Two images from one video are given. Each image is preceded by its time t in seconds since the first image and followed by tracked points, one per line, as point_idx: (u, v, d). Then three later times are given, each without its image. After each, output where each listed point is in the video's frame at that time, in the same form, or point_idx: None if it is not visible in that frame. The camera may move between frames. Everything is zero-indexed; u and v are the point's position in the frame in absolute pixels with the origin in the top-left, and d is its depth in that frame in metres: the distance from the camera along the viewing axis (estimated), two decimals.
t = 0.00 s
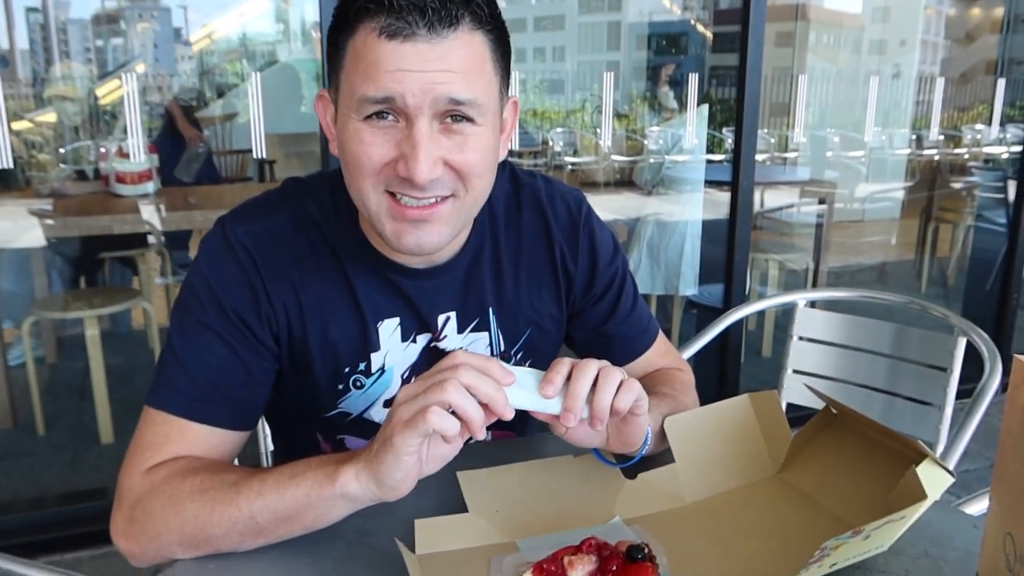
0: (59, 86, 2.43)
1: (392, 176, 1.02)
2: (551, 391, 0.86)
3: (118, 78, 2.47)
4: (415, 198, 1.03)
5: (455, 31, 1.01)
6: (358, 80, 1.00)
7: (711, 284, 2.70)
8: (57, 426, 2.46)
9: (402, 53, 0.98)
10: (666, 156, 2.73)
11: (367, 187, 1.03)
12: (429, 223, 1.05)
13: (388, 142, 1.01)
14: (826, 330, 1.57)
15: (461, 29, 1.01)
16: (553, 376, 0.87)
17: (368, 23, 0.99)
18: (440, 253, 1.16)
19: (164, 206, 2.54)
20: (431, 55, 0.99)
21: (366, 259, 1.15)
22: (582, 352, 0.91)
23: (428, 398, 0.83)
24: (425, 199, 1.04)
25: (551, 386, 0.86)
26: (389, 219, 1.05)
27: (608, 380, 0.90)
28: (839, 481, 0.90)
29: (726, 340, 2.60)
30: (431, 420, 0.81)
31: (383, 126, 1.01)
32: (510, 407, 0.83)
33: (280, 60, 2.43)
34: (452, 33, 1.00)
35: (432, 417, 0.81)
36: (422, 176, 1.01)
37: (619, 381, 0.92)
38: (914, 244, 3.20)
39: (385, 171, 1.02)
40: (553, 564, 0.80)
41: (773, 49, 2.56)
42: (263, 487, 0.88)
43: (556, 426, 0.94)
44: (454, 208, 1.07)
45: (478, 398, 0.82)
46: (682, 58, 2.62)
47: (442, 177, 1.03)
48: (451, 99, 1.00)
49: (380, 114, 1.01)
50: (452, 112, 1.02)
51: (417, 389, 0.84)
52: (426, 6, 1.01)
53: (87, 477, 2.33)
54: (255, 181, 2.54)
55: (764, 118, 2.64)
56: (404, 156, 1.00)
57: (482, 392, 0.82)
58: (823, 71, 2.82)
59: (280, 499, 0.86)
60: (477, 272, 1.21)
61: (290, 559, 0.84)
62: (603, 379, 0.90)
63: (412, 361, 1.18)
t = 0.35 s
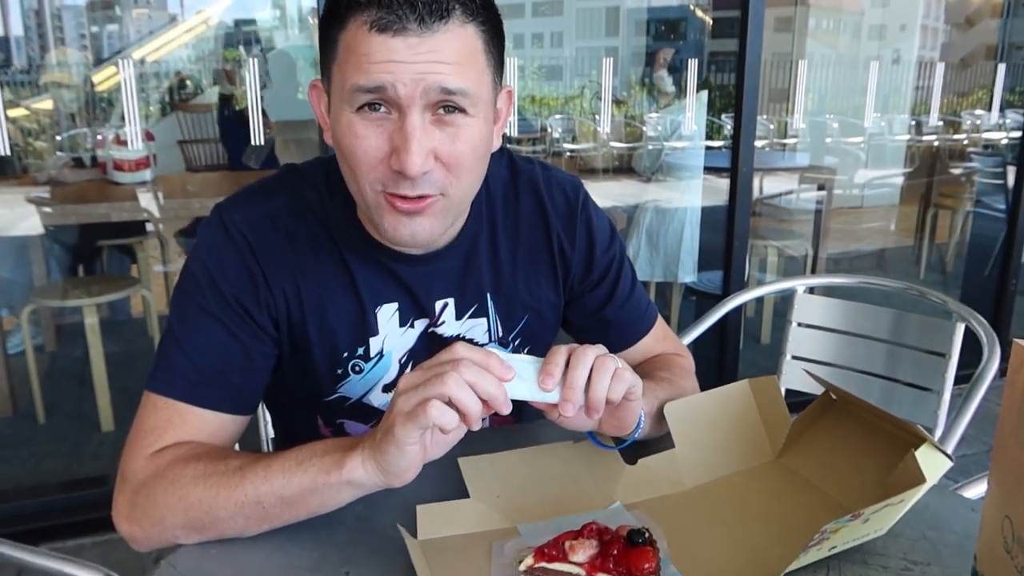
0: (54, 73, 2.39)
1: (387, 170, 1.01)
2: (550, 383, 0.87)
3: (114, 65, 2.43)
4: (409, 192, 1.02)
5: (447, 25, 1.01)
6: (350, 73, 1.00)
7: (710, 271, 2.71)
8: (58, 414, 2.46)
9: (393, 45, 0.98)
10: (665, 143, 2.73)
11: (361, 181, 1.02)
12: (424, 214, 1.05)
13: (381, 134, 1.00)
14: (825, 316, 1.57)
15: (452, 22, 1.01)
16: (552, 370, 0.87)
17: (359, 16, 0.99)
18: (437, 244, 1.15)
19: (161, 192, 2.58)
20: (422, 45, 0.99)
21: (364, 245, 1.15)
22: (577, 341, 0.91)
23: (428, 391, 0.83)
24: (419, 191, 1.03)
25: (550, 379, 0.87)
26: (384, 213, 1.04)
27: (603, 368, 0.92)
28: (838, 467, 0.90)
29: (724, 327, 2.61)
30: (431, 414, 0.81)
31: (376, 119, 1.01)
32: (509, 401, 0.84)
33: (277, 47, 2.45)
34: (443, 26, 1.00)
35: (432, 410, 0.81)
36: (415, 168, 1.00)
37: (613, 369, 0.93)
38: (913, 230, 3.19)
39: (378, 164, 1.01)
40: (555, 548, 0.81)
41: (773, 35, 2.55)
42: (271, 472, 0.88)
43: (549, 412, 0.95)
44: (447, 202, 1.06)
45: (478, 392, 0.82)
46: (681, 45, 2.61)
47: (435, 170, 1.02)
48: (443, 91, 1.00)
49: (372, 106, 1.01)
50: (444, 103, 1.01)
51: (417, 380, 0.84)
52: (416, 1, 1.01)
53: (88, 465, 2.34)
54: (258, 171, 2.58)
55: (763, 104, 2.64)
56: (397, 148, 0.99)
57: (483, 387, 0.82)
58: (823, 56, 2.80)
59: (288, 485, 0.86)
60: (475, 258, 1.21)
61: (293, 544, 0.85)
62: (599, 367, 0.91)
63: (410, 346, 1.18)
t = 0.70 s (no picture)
0: (53, 70, 2.37)
1: (388, 166, 1.02)
2: (549, 378, 0.88)
3: (114, 62, 2.42)
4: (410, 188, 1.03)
5: (447, 22, 1.01)
6: (351, 70, 1.00)
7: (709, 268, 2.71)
8: (58, 411, 2.47)
9: (394, 42, 0.98)
10: (666, 139, 2.72)
11: (363, 176, 1.04)
12: (425, 210, 1.06)
13: (382, 131, 1.01)
14: (824, 313, 1.57)
15: (452, 19, 1.02)
16: (550, 365, 0.88)
17: (359, 14, 0.99)
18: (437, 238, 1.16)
19: (161, 189, 2.61)
20: (423, 43, 0.99)
21: (364, 241, 1.16)
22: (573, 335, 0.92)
23: (427, 390, 0.83)
24: (420, 187, 1.04)
25: (549, 374, 0.88)
26: (385, 209, 1.05)
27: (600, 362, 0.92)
28: (836, 461, 0.91)
29: (725, 323, 2.62)
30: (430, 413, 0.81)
31: (377, 115, 1.01)
32: (507, 398, 0.84)
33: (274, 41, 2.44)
34: (443, 23, 1.00)
35: (431, 409, 0.82)
36: (416, 165, 1.01)
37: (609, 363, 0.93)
38: (912, 227, 3.21)
39: (379, 160, 1.02)
40: (554, 542, 0.82)
41: (772, 32, 2.55)
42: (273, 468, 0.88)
43: (548, 408, 0.95)
44: (448, 196, 1.07)
45: (477, 390, 0.83)
46: (681, 41, 2.60)
47: (436, 166, 1.03)
48: (443, 88, 1.01)
49: (373, 104, 1.01)
50: (444, 100, 1.02)
51: (416, 381, 0.85)
52: None
53: (89, 462, 2.35)
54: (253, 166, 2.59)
55: (763, 100, 2.65)
56: (397, 145, 1.00)
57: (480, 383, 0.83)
58: (823, 52, 2.80)
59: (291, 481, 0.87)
60: (474, 254, 1.21)
61: (295, 538, 0.86)
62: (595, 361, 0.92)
63: (410, 341, 1.19)
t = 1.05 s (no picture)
0: (50, 70, 2.37)
1: (380, 162, 1.01)
2: (541, 361, 0.88)
3: (110, 62, 2.43)
4: (404, 184, 1.02)
5: (435, 17, 1.02)
6: (341, 68, 1.01)
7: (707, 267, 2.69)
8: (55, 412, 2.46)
9: (383, 38, 0.99)
10: (662, 139, 2.71)
11: (357, 175, 1.02)
12: (419, 206, 1.04)
13: (374, 128, 1.00)
14: (820, 312, 1.58)
15: (440, 14, 1.02)
16: (545, 348, 0.89)
17: (348, 11, 1.00)
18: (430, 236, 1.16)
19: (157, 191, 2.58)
20: (411, 37, 0.99)
21: (356, 242, 1.16)
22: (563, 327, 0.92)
23: (421, 380, 0.83)
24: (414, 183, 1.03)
25: (543, 356, 0.88)
26: (379, 206, 1.03)
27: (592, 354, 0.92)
28: (830, 461, 0.91)
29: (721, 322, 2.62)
30: (426, 399, 0.82)
31: (368, 112, 1.01)
32: (499, 388, 0.84)
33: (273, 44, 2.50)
34: (431, 17, 1.02)
35: (427, 396, 0.82)
36: (408, 159, 0.99)
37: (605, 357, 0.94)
38: (909, 226, 3.23)
39: (373, 157, 1.01)
40: (548, 542, 0.82)
41: (768, 32, 2.55)
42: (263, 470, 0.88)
43: (544, 403, 0.96)
44: (442, 193, 1.06)
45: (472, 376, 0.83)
46: (678, 41, 2.59)
47: (430, 161, 1.02)
48: (433, 83, 1.01)
49: (363, 101, 1.01)
50: (434, 94, 1.02)
51: (407, 374, 0.85)
52: None
53: (86, 463, 2.35)
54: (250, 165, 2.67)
55: (759, 100, 2.65)
56: (389, 140, 1.00)
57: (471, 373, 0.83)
58: (820, 52, 2.80)
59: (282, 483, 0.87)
60: (467, 256, 1.22)
61: (289, 539, 0.86)
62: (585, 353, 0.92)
63: (403, 343, 1.19)
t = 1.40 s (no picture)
0: (45, 68, 2.38)
1: (363, 150, 1.01)
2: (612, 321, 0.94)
3: (106, 60, 2.45)
4: (387, 172, 1.02)
5: (412, 6, 1.01)
6: (322, 61, 1.01)
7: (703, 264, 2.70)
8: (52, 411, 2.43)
9: (360, 28, 0.98)
10: (659, 136, 2.70)
11: (341, 164, 1.03)
12: (403, 192, 1.04)
13: (356, 117, 1.01)
14: (817, 308, 1.58)
15: (416, 3, 1.01)
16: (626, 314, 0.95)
17: (326, 4, 1.00)
18: (419, 224, 1.16)
19: (154, 188, 2.63)
20: (388, 27, 0.99)
21: (347, 234, 1.16)
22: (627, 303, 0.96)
23: (412, 452, 0.75)
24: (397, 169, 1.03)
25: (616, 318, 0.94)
26: (365, 192, 1.04)
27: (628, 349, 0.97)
28: (827, 456, 0.91)
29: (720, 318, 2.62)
30: (435, 484, 0.76)
31: (349, 102, 1.01)
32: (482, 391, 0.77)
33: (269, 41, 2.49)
34: (407, 7, 1.00)
35: (433, 478, 0.76)
36: (389, 147, 1.00)
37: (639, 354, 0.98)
38: (907, 223, 3.24)
39: (355, 146, 1.01)
40: (545, 537, 0.83)
41: (765, 28, 2.54)
42: (248, 474, 0.85)
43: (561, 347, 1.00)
44: (426, 177, 1.06)
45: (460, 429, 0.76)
46: (675, 38, 2.57)
47: (411, 149, 1.03)
48: (412, 72, 1.01)
49: (345, 91, 1.01)
50: (413, 82, 1.02)
51: (390, 441, 0.75)
52: None
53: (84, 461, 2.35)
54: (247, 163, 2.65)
55: (757, 97, 2.65)
56: (371, 129, 1.00)
57: (448, 349, 0.80)
58: (817, 48, 2.79)
59: (270, 489, 0.84)
60: (457, 247, 1.21)
61: (287, 536, 0.86)
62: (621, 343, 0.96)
63: (393, 334, 1.18)
